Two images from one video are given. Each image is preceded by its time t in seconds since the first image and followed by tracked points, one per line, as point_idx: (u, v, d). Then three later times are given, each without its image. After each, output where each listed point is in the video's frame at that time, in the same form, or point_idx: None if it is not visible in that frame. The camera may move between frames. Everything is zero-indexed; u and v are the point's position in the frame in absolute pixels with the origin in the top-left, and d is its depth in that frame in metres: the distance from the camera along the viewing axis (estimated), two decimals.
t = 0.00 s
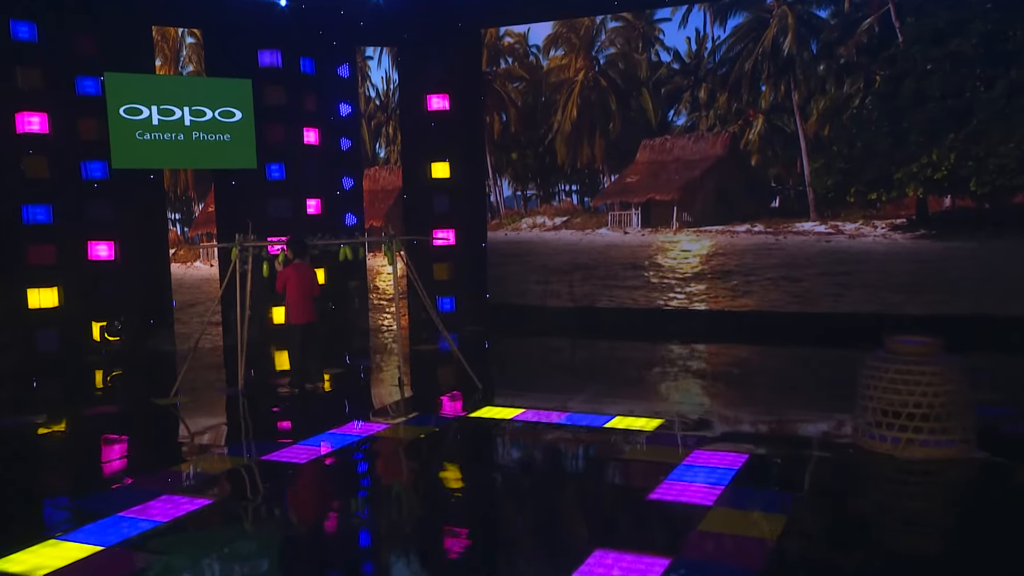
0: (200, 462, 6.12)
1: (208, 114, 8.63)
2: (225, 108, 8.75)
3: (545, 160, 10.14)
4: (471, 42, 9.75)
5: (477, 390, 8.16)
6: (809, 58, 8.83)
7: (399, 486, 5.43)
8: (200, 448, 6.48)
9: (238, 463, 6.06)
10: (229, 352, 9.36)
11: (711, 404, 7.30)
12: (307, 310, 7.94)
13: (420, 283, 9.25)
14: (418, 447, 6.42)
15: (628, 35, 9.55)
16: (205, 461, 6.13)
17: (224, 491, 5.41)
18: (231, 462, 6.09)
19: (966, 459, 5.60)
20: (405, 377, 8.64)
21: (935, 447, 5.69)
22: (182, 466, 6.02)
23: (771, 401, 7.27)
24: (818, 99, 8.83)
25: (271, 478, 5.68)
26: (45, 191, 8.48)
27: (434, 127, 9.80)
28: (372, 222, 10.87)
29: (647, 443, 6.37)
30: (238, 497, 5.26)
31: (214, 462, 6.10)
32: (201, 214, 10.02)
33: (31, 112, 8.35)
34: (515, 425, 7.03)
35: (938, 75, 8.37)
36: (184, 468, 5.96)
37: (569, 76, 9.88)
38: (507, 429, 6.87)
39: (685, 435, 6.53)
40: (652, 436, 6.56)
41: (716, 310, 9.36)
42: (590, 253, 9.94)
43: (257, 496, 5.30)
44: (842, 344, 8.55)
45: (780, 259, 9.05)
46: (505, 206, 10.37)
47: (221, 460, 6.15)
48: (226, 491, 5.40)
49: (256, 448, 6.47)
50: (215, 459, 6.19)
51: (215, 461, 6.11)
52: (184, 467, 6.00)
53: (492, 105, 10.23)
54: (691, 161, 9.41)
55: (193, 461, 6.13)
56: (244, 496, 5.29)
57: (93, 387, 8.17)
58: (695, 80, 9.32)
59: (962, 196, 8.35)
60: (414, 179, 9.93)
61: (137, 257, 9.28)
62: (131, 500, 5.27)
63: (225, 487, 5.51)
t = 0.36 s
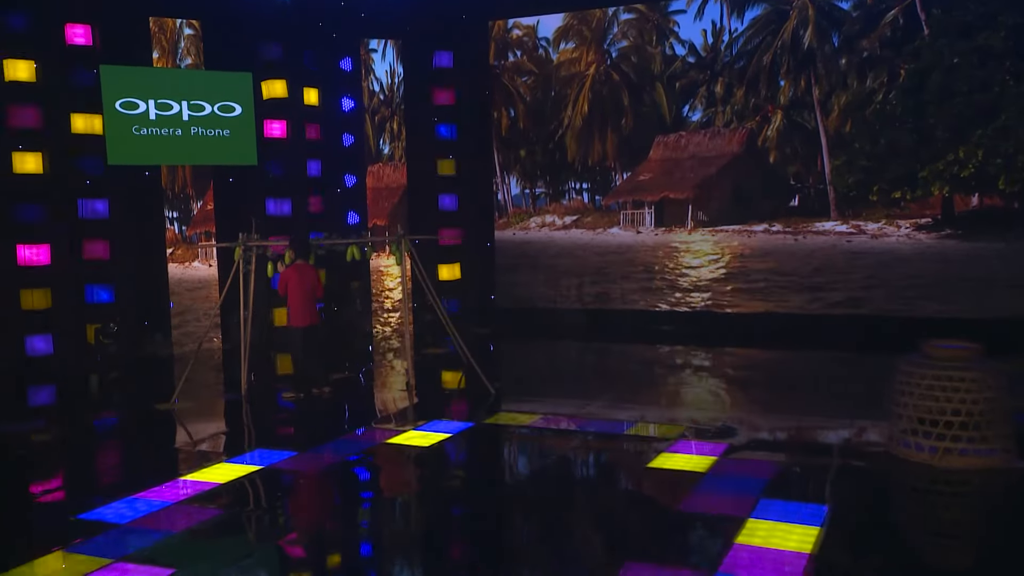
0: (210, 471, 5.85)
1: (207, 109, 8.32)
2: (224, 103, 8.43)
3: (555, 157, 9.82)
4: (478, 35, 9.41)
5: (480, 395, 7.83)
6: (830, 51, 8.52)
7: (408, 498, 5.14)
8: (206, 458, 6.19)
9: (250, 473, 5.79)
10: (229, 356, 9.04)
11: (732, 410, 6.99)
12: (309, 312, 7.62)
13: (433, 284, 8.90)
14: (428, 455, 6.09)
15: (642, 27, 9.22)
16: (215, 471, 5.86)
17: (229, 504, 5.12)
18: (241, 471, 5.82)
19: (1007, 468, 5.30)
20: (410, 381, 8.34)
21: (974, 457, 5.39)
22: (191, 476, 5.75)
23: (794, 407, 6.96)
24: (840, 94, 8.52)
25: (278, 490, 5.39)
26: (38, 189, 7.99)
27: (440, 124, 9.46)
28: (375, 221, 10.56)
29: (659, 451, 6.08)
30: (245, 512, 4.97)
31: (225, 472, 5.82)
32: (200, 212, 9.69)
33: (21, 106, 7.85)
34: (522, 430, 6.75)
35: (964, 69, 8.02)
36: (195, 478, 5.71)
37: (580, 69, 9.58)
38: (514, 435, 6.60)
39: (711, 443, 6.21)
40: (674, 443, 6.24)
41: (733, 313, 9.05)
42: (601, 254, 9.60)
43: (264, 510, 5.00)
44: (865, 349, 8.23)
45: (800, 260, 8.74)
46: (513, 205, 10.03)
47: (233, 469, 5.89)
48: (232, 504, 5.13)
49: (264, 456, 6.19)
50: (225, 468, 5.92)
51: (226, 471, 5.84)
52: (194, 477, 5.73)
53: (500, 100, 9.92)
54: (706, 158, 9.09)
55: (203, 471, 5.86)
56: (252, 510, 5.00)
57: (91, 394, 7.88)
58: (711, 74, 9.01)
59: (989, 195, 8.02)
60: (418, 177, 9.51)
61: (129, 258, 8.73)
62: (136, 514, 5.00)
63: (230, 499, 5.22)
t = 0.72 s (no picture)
0: (218, 481, 5.53)
1: (206, 104, 7.99)
2: (224, 98, 8.10)
3: (566, 154, 9.49)
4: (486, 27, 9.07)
5: (484, 400, 7.56)
6: (853, 44, 8.20)
7: (417, 510, 4.81)
8: (209, 468, 5.86)
9: (261, 483, 5.48)
10: (230, 361, 8.72)
11: (757, 419, 6.66)
12: (312, 313, 7.27)
13: (445, 287, 8.81)
14: (439, 465, 5.75)
15: (656, 20, 8.89)
16: (224, 480, 5.55)
17: (230, 518, 4.78)
18: (252, 482, 5.50)
19: None
20: (416, 386, 8.03)
21: (1019, 466, 5.08)
22: (200, 486, 5.45)
23: (822, 415, 6.63)
24: (863, 89, 8.21)
25: (283, 503, 5.05)
26: (30, 187, 7.43)
27: (447, 120, 9.14)
28: (380, 220, 10.28)
29: (671, 459, 5.77)
30: (247, 527, 4.63)
31: (235, 482, 5.51)
32: (199, 211, 9.36)
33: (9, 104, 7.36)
34: (532, 437, 6.45)
35: (994, 61, 7.65)
36: (205, 488, 5.40)
37: (592, 64, 9.25)
38: (523, 442, 6.29)
39: (739, 452, 5.88)
40: (698, 452, 5.91)
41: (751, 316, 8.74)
42: (614, 254, 9.27)
43: (269, 524, 4.67)
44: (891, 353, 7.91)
45: (821, 260, 8.41)
46: (522, 204, 9.79)
47: (243, 479, 5.58)
48: (234, 517, 4.79)
49: (271, 465, 5.87)
50: (235, 478, 5.61)
51: (237, 480, 5.53)
52: (203, 487, 5.42)
53: (508, 96, 9.58)
54: (723, 155, 8.78)
55: (211, 480, 5.55)
56: (256, 525, 4.66)
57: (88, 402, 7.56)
58: (729, 69, 8.69)
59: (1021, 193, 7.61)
60: (425, 175, 9.26)
61: (124, 257, 8.36)
62: (142, 526, 4.69)
63: (231, 511, 4.88)
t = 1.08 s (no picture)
0: (229, 491, 5.23)
1: (206, 98, 7.69)
2: (225, 92, 7.79)
3: (578, 151, 9.19)
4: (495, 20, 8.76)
5: (491, 406, 7.23)
6: (878, 36, 7.90)
7: (424, 523, 4.50)
8: (212, 477, 5.54)
9: (274, 493, 5.17)
10: (231, 364, 8.41)
11: (782, 426, 6.34)
12: (320, 317, 7.02)
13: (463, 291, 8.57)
14: (451, 474, 5.44)
15: (673, 11, 8.60)
16: (236, 490, 5.25)
17: (231, 531, 4.49)
18: (265, 491, 5.19)
19: None
20: (422, 393, 7.71)
21: None
22: (210, 496, 5.15)
23: (851, 422, 6.32)
24: (890, 83, 7.91)
25: (288, 514, 4.74)
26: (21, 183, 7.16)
27: (454, 115, 8.80)
28: (385, 220, 9.95)
29: (687, 468, 5.48)
30: (247, 540, 4.33)
31: (246, 492, 5.20)
32: (199, 209, 8.99)
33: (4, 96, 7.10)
34: (542, 444, 6.13)
35: None
36: (215, 498, 5.10)
37: (606, 57, 8.95)
38: (532, 450, 5.97)
39: (768, 461, 5.56)
40: (725, 461, 5.59)
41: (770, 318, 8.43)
42: (628, 254, 8.97)
43: (271, 536, 4.37)
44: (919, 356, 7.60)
45: (844, 261, 8.11)
46: (532, 202, 9.38)
47: (253, 489, 5.27)
48: (235, 530, 4.50)
49: (281, 474, 5.56)
50: (246, 487, 5.31)
51: (248, 490, 5.22)
52: (213, 497, 5.13)
53: (518, 89, 9.26)
54: (742, 152, 8.48)
55: (221, 490, 5.24)
56: (259, 539, 4.36)
57: (84, 405, 7.25)
58: (748, 62, 8.40)
59: None
60: (430, 171, 8.89)
61: (122, 255, 8.07)
62: (150, 538, 4.42)
63: (231, 523, 4.59)
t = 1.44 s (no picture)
0: (241, 501, 4.94)
1: (206, 92, 7.39)
2: (225, 86, 7.50)
3: (590, 147, 8.89)
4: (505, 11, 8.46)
5: (501, 412, 6.91)
6: (904, 27, 7.61)
7: (433, 537, 4.21)
8: (212, 486, 5.24)
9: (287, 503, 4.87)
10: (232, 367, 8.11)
11: (810, 433, 6.03)
12: (323, 317, 6.64)
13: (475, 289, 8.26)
14: (463, 483, 5.14)
15: (689, 3, 8.34)
16: (248, 500, 4.95)
17: (229, 546, 4.19)
18: (277, 502, 4.89)
19: None
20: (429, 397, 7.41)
21: None
22: (221, 506, 4.86)
23: (883, 429, 6.02)
24: (916, 77, 7.62)
25: (293, 527, 4.44)
26: (14, 180, 6.89)
27: (462, 111, 8.52)
28: (390, 218, 9.60)
29: (703, 477, 5.18)
30: (247, 555, 4.05)
31: (259, 502, 4.91)
32: (198, 208, 8.64)
33: None
34: (558, 451, 5.82)
35: None
36: (226, 508, 4.81)
37: (620, 50, 8.66)
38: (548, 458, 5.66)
39: (800, 471, 5.25)
40: (756, 470, 5.29)
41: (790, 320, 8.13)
42: (642, 254, 8.67)
43: (274, 552, 4.08)
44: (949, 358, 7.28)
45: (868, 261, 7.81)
46: (542, 201, 9.08)
47: (265, 499, 4.97)
48: (235, 544, 4.21)
49: (292, 484, 5.26)
50: (258, 498, 5.00)
51: (262, 500, 4.93)
52: (225, 508, 4.83)
53: (528, 83, 8.95)
54: (761, 148, 8.19)
55: (233, 500, 4.95)
56: (261, 555, 4.07)
57: (79, 411, 6.95)
58: (768, 55, 8.11)
59: None
60: (435, 169, 8.56)
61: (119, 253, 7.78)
62: (163, 551, 4.14)
63: (230, 537, 4.30)
